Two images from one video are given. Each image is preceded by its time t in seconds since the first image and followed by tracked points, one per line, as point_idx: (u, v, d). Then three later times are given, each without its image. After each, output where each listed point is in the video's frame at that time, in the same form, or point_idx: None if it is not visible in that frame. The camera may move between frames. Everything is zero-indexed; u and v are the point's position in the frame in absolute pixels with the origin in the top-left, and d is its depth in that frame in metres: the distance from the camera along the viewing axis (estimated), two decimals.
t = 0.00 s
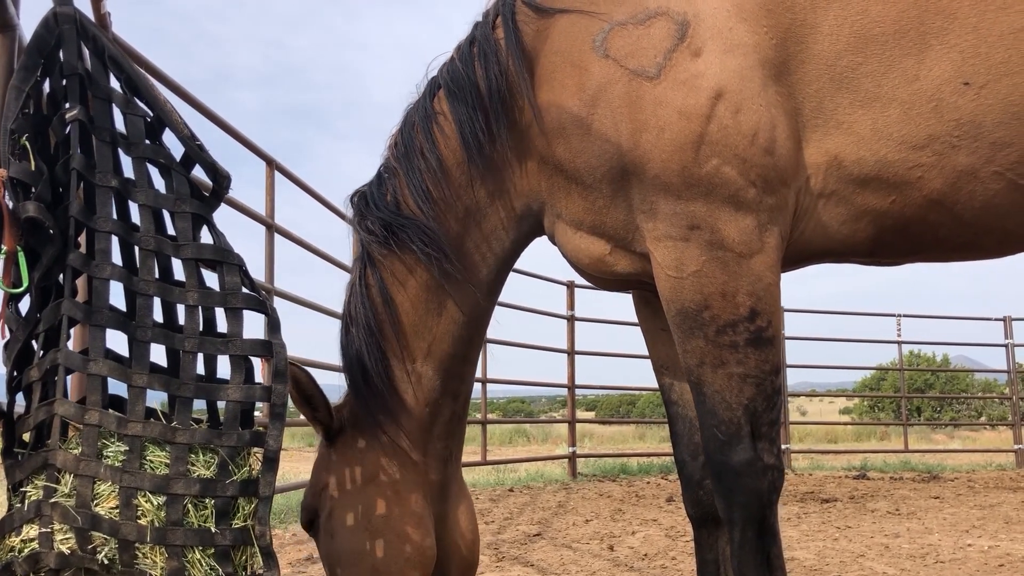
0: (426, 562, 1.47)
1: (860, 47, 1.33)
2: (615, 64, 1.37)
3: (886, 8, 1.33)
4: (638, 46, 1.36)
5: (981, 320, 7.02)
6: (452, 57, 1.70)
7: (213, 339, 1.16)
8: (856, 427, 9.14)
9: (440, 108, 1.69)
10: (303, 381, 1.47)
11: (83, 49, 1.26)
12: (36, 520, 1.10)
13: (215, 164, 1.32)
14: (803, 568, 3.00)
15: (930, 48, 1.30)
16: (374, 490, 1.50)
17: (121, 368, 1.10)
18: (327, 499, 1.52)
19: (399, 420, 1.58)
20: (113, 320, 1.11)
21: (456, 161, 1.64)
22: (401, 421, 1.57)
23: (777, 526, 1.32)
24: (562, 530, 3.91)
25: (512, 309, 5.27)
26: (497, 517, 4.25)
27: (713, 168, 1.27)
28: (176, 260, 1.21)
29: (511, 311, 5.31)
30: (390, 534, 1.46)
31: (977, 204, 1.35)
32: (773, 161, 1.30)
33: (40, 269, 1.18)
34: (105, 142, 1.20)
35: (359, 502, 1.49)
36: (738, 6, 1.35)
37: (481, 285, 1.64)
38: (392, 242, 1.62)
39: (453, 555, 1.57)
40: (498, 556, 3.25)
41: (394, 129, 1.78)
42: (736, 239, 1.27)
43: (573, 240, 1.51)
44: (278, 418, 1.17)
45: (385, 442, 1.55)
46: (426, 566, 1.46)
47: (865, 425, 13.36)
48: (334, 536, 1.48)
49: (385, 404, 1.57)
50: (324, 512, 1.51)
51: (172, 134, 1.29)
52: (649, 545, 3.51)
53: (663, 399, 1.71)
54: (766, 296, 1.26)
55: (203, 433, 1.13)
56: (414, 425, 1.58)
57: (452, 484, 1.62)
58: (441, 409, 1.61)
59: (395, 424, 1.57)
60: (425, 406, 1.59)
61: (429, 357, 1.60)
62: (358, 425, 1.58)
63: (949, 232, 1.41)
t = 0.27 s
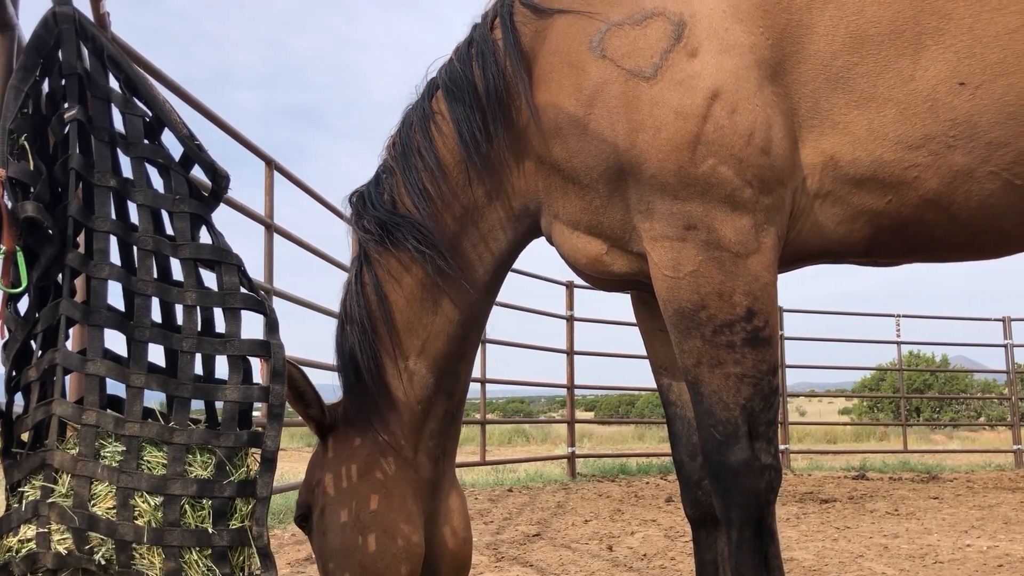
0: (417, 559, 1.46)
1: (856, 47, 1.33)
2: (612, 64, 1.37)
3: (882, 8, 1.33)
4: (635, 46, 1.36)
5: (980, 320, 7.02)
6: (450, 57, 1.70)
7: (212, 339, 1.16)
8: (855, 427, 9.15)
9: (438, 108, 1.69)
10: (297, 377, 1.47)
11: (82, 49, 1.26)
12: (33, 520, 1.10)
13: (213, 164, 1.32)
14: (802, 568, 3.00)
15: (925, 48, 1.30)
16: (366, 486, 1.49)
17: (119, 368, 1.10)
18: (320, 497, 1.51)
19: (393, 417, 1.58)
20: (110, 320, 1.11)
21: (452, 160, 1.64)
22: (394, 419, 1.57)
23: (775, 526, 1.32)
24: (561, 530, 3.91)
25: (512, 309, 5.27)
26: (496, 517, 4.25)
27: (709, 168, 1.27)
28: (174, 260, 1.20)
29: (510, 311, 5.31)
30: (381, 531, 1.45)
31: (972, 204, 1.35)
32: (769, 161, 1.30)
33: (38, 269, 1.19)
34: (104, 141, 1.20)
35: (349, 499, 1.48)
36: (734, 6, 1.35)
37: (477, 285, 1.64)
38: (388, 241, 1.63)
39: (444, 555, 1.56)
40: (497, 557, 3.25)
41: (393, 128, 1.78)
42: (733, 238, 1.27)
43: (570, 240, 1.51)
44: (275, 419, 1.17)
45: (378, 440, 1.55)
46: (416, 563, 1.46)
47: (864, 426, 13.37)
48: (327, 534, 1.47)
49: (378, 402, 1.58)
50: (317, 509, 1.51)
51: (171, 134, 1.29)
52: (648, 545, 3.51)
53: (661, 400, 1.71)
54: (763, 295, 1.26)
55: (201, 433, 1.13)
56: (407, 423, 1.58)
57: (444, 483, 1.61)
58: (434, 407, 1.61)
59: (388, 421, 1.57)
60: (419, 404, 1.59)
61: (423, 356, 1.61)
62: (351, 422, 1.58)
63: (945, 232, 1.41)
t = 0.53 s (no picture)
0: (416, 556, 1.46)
1: (855, 48, 1.33)
2: (612, 64, 1.37)
3: (881, 9, 1.33)
4: (634, 46, 1.36)
5: (979, 320, 7.02)
6: (449, 55, 1.69)
7: (209, 339, 1.16)
8: (855, 428, 9.14)
9: (436, 107, 1.69)
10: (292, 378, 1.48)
11: (81, 48, 1.25)
12: (29, 521, 1.09)
13: (213, 164, 1.31)
14: (801, 568, 3.00)
15: (924, 50, 1.30)
16: (366, 486, 1.49)
17: (116, 368, 1.09)
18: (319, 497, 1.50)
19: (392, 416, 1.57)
20: (107, 319, 1.10)
21: (452, 159, 1.64)
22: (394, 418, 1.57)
23: (774, 526, 1.31)
24: (560, 530, 3.91)
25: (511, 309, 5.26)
26: (495, 517, 4.25)
27: (709, 168, 1.27)
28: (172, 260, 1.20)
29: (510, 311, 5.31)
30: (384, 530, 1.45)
31: (971, 205, 1.35)
32: (768, 161, 1.29)
33: (35, 269, 1.18)
34: (102, 141, 1.19)
35: (350, 499, 1.48)
36: (734, 7, 1.34)
37: (475, 284, 1.64)
38: (386, 240, 1.62)
39: (444, 553, 1.55)
40: (496, 557, 3.25)
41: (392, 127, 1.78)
42: (732, 239, 1.27)
43: (569, 240, 1.50)
44: (272, 419, 1.18)
45: (376, 438, 1.54)
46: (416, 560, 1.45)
47: (864, 426, 13.36)
48: (327, 534, 1.47)
49: (377, 400, 1.57)
50: (315, 510, 1.50)
51: (170, 133, 1.28)
52: (647, 545, 3.51)
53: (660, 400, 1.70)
54: (762, 295, 1.26)
55: (197, 434, 1.12)
56: (406, 422, 1.57)
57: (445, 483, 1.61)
58: (432, 406, 1.61)
59: (387, 420, 1.57)
60: (417, 404, 1.59)
61: (422, 355, 1.60)
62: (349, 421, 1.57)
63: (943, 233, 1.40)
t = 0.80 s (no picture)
0: (422, 554, 1.45)
1: (856, 49, 1.33)
2: (613, 63, 1.37)
3: (881, 9, 1.33)
4: (635, 46, 1.36)
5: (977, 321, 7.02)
6: (448, 55, 1.69)
7: (207, 340, 1.16)
8: (854, 428, 9.13)
9: (436, 107, 1.69)
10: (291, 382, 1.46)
11: (80, 48, 1.25)
12: (26, 521, 1.09)
13: (211, 163, 1.31)
14: (801, 568, 3.00)
15: (924, 50, 1.30)
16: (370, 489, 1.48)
17: (113, 368, 1.09)
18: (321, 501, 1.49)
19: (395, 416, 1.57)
20: (104, 319, 1.10)
21: (452, 158, 1.64)
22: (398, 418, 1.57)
23: (774, 526, 1.31)
24: (560, 530, 3.90)
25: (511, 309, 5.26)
26: (494, 517, 4.25)
27: (709, 168, 1.27)
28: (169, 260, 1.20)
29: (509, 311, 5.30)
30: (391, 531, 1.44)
31: (970, 206, 1.35)
32: (769, 161, 1.29)
33: (33, 268, 1.18)
34: (101, 141, 1.19)
35: (354, 503, 1.47)
36: (735, 6, 1.34)
37: (476, 284, 1.64)
38: (387, 239, 1.62)
39: (452, 551, 1.56)
40: (495, 557, 3.25)
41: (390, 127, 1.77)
42: (733, 239, 1.27)
43: (568, 240, 1.50)
44: (268, 420, 1.18)
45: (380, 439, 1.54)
46: (422, 559, 1.44)
47: (863, 426, 13.37)
48: (332, 539, 1.46)
49: (380, 401, 1.57)
50: (319, 515, 1.49)
51: (169, 133, 1.28)
52: (646, 545, 3.51)
53: (660, 401, 1.70)
54: (763, 296, 1.26)
55: (194, 434, 1.11)
56: (409, 422, 1.57)
57: (449, 483, 1.61)
58: (435, 406, 1.61)
59: (391, 421, 1.56)
60: (420, 403, 1.59)
61: (423, 355, 1.60)
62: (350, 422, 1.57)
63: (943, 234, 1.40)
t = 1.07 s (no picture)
0: (444, 549, 1.46)
1: (855, 50, 1.33)
2: (614, 64, 1.37)
3: (881, 11, 1.33)
4: (636, 47, 1.36)
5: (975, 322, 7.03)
6: (446, 54, 1.69)
7: (206, 340, 1.16)
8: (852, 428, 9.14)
9: (435, 106, 1.69)
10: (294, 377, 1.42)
11: (79, 48, 1.25)
12: (25, 521, 1.09)
13: (211, 163, 1.31)
14: (799, 569, 3.00)
15: (923, 53, 1.30)
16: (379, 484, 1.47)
17: (112, 368, 1.09)
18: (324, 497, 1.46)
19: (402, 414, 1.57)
20: (103, 319, 1.10)
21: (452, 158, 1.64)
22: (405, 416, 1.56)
23: (773, 527, 1.31)
24: (558, 531, 3.90)
25: (510, 310, 5.26)
26: (493, 517, 4.25)
27: (710, 169, 1.27)
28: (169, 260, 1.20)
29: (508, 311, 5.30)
30: (404, 525, 1.44)
31: (969, 208, 1.35)
32: (769, 163, 1.29)
33: (32, 268, 1.18)
34: (100, 141, 1.19)
35: (364, 498, 1.46)
36: (736, 8, 1.34)
37: (479, 283, 1.64)
38: (387, 239, 1.61)
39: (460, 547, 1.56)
40: (494, 557, 3.24)
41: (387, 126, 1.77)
42: (733, 240, 1.27)
43: (568, 241, 1.50)
44: (268, 420, 1.17)
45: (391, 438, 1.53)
46: (443, 554, 1.45)
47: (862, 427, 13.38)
48: (338, 537, 1.43)
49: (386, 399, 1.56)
50: (322, 514, 1.45)
51: (168, 133, 1.28)
52: (645, 546, 3.51)
53: (659, 401, 1.70)
54: (763, 296, 1.26)
55: (194, 434, 1.11)
56: (415, 419, 1.57)
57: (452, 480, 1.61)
58: (442, 403, 1.61)
59: (397, 418, 1.56)
60: (425, 401, 1.59)
61: (427, 354, 1.60)
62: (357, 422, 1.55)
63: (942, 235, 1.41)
